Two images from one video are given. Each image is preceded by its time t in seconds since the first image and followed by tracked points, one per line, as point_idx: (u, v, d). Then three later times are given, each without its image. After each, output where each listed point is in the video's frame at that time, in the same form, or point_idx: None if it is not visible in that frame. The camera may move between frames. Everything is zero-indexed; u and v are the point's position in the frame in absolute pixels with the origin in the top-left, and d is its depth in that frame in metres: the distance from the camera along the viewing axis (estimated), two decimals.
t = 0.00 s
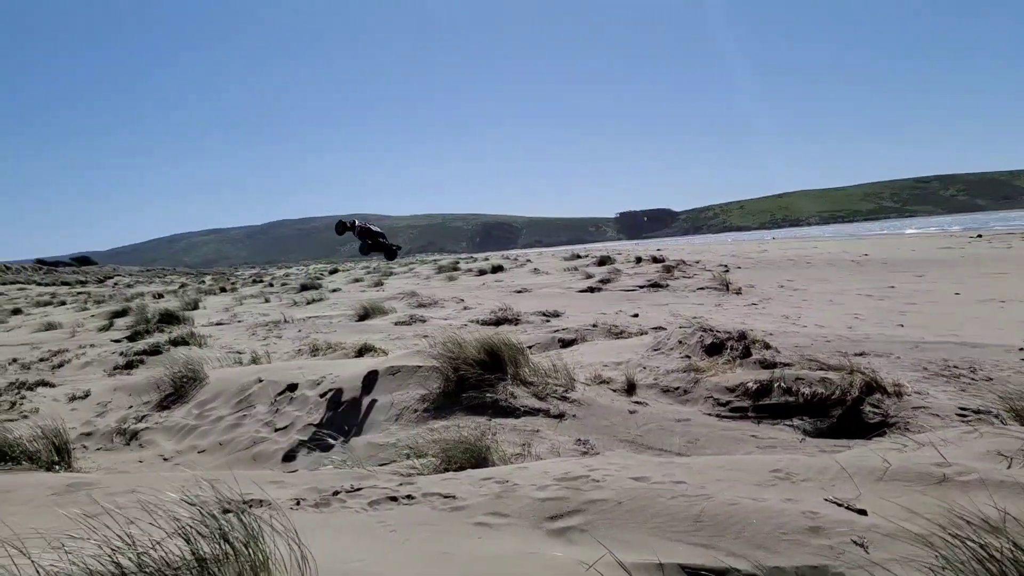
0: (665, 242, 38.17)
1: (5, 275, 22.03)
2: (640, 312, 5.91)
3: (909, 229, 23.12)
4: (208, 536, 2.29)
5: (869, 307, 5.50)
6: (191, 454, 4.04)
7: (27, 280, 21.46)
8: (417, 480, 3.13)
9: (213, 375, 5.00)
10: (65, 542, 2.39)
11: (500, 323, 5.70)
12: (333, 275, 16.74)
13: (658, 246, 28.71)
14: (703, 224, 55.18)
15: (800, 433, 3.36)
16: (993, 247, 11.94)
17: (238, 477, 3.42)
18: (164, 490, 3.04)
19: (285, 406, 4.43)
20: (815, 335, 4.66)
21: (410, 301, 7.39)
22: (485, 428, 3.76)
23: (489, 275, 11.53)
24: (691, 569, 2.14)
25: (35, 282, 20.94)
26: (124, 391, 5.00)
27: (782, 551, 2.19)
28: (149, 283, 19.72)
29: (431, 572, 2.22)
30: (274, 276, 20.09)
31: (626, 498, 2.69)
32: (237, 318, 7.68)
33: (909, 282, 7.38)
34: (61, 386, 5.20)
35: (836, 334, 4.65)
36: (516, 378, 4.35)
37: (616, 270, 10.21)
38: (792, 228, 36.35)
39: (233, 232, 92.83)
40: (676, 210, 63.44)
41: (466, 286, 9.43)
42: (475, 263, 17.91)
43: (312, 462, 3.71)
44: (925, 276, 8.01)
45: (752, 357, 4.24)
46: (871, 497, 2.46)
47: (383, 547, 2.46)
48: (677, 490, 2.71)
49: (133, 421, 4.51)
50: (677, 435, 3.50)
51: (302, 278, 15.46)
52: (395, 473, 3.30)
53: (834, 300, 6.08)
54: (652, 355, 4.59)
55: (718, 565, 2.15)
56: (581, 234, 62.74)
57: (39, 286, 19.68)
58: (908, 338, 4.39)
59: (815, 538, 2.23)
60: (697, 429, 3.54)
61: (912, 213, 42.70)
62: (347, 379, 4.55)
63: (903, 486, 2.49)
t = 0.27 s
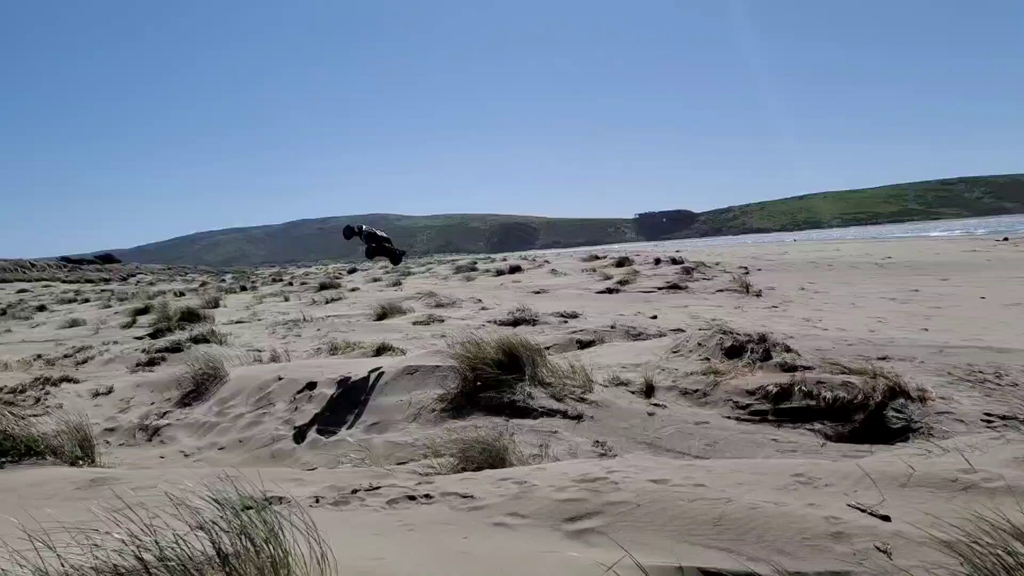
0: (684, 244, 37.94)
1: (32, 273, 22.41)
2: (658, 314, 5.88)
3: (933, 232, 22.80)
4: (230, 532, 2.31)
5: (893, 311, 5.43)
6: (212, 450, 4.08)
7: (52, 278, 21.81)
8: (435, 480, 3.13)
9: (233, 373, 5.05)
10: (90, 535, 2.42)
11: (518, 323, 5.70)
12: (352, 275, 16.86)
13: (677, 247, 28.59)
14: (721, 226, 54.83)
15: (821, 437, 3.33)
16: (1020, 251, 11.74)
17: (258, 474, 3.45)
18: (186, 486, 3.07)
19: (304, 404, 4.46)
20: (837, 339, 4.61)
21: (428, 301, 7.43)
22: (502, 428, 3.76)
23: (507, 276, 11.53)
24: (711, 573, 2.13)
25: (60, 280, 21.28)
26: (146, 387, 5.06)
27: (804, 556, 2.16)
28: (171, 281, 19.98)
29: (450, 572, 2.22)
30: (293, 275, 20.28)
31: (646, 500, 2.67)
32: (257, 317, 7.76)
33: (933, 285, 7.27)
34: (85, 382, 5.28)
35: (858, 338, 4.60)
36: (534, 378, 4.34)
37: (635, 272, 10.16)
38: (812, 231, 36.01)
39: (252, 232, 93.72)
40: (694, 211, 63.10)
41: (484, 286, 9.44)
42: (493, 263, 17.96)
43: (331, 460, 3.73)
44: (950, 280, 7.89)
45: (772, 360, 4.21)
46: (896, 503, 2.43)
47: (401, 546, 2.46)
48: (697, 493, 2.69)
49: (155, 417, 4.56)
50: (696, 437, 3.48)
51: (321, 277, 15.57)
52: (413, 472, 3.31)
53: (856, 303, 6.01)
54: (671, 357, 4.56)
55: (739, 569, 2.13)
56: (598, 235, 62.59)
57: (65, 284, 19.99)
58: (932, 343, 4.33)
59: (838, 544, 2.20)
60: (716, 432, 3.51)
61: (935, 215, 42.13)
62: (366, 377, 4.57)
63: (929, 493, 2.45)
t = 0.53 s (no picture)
0: (696, 245, 37.80)
1: (50, 269, 22.64)
2: (672, 316, 5.86)
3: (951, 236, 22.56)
4: (245, 527, 2.33)
5: (910, 315, 5.38)
6: (226, 446, 4.11)
7: (69, 274, 22.03)
8: (448, 478, 3.14)
9: (248, 369, 5.09)
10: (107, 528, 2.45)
11: (531, 323, 5.70)
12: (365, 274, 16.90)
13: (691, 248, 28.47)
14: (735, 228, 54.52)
15: (836, 441, 3.30)
16: None
17: (271, 470, 3.47)
18: (201, 482, 3.10)
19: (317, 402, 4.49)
20: (853, 342, 4.57)
21: (441, 300, 7.43)
22: (514, 428, 3.76)
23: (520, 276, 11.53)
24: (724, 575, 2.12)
25: (77, 276, 21.51)
26: (161, 383, 5.10)
27: (819, 560, 2.15)
28: (187, 279, 20.18)
29: (462, 570, 2.22)
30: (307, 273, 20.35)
31: (659, 502, 2.67)
32: (271, 315, 7.80)
33: (951, 290, 7.19)
34: (101, 377, 5.33)
35: (874, 341, 4.56)
36: (547, 379, 4.34)
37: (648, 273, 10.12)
38: (828, 234, 35.72)
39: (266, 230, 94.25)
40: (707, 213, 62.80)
41: (497, 286, 9.44)
42: (506, 263, 17.95)
43: (344, 457, 3.74)
44: (969, 284, 7.80)
45: (787, 363, 4.18)
46: (912, 508, 2.41)
47: (415, 544, 2.47)
48: (710, 496, 2.67)
49: (170, 413, 4.60)
50: (710, 440, 3.46)
51: (335, 276, 15.62)
52: (426, 471, 3.32)
53: (872, 306, 5.96)
54: (684, 359, 4.54)
55: (752, 572, 2.12)
56: (611, 236, 62.43)
57: (82, 280, 20.19)
58: (950, 347, 4.28)
59: (854, 549, 2.18)
60: (730, 435, 3.49)
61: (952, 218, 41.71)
62: (379, 376, 4.59)
63: (945, 498, 2.43)
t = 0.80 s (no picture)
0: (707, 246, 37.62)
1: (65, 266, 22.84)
2: (683, 317, 5.84)
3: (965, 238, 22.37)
4: (259, 523, 2.34)
5: (924, 318, 5.34)
6: (238, 443, 4.13)
7: (83, 272, 22.21)
8: (459, 477, 3.15)
9: (259, 367, 5.12)
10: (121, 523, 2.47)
11: (542, 323, 5.70)
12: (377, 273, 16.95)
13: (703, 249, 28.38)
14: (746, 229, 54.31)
15: (849, 444, 3.29)
16: None
17: (283, 468, 3.49)
18: (214, 479, 3.12)
19: (329, 400, 4.50)
20: (866, 345, 4.54)
21: (452, 300, 7.45)
22: (525, 428, 3.76)
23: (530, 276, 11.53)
24: None
25: (91, 274, 21.69)
26: (174, 380, 5.15)
27: (832, 563, 2.13)
28: (200, 277, 20.30)
29: (474, 570, 2.22)
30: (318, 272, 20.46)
31: (671, 503, 2.66)
32: (283, 313, 7.85)
33: (966, 292, 7.13)
34: (115, 374, 5.38)
35: (888, 344, 4.53)
36: (557, 379, 4.34)
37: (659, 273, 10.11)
38: (839, 235, 35.53)
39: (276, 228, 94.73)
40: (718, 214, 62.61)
41: (508, 286, 9.45)
42: (517, 262, 17.96)
43: (354, 455, 3.76)
44: (985, 287, 7.73)
45: (799, 365, 4.16)
46: (927, 513, 2.39)
47: (426, 543, 2.47)
48: (722, 498, 2.66)
49: (183, 410, 4.64)
50: (721, 442, 3.45)
51: (347, 274, 15.68)
52: (437, 470, 3.32)
53: (886, 309, 5.92)
54: (696, 360, 4.53)
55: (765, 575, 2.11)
56: (621, 237, 62.33)
57: (96, 278, 20.37)
58: (965, 350, 4.25)
59: (867, 552, 2.17)
60: (741, 437, 3.48)
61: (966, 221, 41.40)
62: (390, 375, 4.60)
63: (961, 503, 2.41)
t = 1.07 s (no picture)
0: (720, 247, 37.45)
1: (81, 264, 23.06)
2: (696, 317, 5.83)
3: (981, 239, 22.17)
4: (274, 520, 2.35)
5: (940, 319, 5.29)
6: (252, 441, 4.16)
7: (99, 270, 22.43)
8: (472, 476, 3.15)
9: (273, 366, 5.15)
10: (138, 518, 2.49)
11: (554, 323, 5.70)
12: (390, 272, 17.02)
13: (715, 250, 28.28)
14: (759, 230, 54.07)
15: (864, 446, 3.26)
16: None
17: (297, 465, 3.51)
18: (229, 477, 3.14)
19: (341, 399, 4.52)
20: (882, 347, 4.51)
21: (464, 300, 7.47)
22: (537, 428, 3.76)
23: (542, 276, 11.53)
24: None
25: (107, 272, 21.91)
26: (189, 378, 5.18)
27: (848, 566, 2.12)
28: (214, 275, 20.44)
29: (488, 569, 2.22)
30: (331, 271, 20.57)
31: (686, 504, 2.64)
32: (296, 312, 7.89)
33: (982, 294, 7.06)
34: (131, 371, 5.43)
35: (904, 346, 4.49)
36: (570, 379, 4.33)
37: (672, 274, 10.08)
38: (853, 236, 35.33)
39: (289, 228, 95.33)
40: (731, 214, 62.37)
41: (519, 286, 9.45)
42: (529, 262, 17.99)
43: (367, 453, 3.77)
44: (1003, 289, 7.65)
45: (814, 367, 4.14)
46: (945, 516, 2.36)
47: (440, 541, 2.48)
48: (737, 499, 2.65)
49: (197, 407, 4.67)
50: (734, 443, 3.44)
51: (360, 274, 15.75)
52: (449, 468, 3.33)
53: (902, 310, 5.87)
54: (709, 361, 4.51)
55: None
56: (633, 237, 62.21)
57: (111, 276, 20.56)
58: (982, 353, 4.21)
59: (884, 555, 2.15)
60: (755, 438, 3.46)
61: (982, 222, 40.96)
62: (403, 374, 4.62)
63: (979, 506, 2.39)
